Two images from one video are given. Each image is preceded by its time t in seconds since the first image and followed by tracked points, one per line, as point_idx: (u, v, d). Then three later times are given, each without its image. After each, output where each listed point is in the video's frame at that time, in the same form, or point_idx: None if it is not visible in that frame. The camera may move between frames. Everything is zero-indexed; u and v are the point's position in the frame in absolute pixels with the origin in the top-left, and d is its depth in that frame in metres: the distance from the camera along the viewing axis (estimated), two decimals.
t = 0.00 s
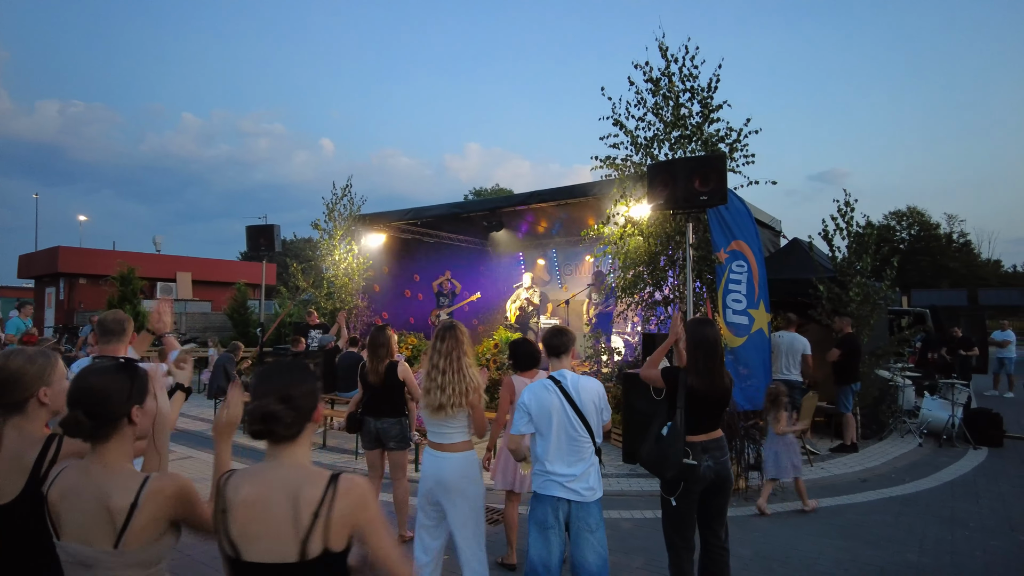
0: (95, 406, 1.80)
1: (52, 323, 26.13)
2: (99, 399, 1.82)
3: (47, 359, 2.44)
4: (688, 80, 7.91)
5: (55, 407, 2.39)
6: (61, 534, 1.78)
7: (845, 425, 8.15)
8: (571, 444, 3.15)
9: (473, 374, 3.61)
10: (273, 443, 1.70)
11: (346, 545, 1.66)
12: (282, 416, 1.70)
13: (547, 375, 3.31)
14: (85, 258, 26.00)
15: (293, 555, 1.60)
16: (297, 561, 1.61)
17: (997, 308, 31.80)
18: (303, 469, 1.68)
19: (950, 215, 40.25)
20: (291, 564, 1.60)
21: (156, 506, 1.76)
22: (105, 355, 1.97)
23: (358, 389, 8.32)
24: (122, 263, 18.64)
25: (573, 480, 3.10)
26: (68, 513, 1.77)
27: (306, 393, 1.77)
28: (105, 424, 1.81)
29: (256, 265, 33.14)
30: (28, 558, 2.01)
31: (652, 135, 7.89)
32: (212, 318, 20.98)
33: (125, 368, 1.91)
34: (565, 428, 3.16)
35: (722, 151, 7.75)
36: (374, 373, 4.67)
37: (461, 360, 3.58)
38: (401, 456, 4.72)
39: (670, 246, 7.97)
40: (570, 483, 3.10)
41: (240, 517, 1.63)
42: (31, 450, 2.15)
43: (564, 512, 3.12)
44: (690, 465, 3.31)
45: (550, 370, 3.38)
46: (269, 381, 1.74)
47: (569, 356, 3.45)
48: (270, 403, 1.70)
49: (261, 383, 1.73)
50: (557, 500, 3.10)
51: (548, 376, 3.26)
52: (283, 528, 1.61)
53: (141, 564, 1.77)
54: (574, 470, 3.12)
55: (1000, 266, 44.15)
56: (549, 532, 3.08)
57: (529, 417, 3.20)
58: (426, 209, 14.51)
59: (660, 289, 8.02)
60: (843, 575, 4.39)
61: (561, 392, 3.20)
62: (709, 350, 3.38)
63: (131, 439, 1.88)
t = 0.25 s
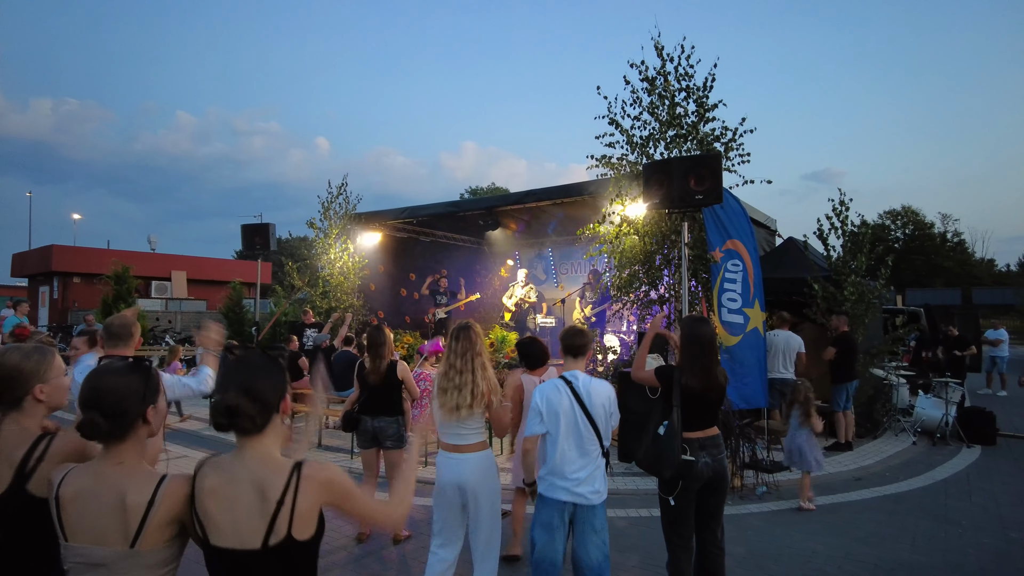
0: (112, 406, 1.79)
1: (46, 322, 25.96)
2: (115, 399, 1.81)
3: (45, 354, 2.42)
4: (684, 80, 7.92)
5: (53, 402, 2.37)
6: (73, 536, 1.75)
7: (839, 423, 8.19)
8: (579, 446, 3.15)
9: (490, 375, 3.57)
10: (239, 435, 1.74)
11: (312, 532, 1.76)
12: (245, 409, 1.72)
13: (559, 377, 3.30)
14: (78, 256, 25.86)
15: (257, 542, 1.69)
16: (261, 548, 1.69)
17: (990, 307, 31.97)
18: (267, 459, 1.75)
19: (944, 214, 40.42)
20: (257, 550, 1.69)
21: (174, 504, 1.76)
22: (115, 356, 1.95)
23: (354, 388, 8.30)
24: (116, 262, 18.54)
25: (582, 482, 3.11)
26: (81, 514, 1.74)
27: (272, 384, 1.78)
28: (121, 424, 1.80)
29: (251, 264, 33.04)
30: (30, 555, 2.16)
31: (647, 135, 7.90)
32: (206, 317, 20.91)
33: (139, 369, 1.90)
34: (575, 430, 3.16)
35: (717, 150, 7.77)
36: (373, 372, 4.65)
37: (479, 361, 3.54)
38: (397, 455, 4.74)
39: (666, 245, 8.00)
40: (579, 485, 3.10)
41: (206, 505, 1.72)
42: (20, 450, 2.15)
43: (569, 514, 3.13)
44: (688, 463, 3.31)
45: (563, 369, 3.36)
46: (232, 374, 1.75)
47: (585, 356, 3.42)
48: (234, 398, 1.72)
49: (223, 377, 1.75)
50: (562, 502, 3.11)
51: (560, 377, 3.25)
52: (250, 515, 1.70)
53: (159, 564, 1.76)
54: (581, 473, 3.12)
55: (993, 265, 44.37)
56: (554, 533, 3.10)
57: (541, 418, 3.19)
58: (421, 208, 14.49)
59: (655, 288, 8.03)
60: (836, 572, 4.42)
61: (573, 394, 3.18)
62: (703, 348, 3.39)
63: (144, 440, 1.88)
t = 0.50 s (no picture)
0: (96, 405, 1.78)
1: (40, 321, 25.87)
2: (99, 398, 1.79)
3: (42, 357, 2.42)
4: (680, 79, 7.93)
5: (35, 407, 2.34)
6: (58, 535, 1.74)
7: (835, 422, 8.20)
8: (586, 443, 3.15)
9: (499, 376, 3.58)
10: (226, 430, 1.72)
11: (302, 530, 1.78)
12: (237, 403, 1.72)
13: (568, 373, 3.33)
14: (74, 255, 25.77)
15: (251, 545, 1.69)
16: (256, 549, 1.69)
17: (985, 306, 32.10)
18: (255, 464, 1.73)
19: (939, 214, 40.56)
20: (250, 554, 1.69)
21: (159, 499, 1.76)
22: (104, 354, 1.94)
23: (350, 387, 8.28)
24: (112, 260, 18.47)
25: (587, 478, 3.10)
26: (67, 513, 1.74)
27: (264, 379, 1.79)
28: (105, 422, 1.79)
29: (247, 263, 32.96)
30: None
31: (644, 134, 7.90)
32: (202, 316, 20.84)
33: (126, 368, 1.88)
34: (582, 426, 3.16)
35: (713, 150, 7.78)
36: (375, 370, 4.67)
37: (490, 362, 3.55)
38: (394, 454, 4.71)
39: (662, 244, 8.01)
40: (583, 482, 3.09)
41: (194, 511, 1.69)
42: None
43: (574, 512, 3.11)
44: (685, 463, 3.32)
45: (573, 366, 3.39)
46: (222, 371, 1.75)
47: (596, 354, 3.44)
48: (227, 391, 1.72)
49: (217, 370, 1.75)
50: (567, 499, 3.10)
51: (568, 373, 3.28)
52: (241, 520, 1.68)
53: (145, 560, 1.76)
54: (585, 471, 3.11)
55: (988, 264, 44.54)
56: (559, 531, 3.07)
57: (548, 412, 3.19)
58: (418, 207, 14.47)
59: (652, 287, 8.03)
60: (831, 571, 4.43)
61: (581, 390, 3.21)
62: (698, 349, 3.41)
63: (126, 440, 1.85)
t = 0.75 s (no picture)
0: (74, 401, 1.79)
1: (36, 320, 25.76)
2: (79, 393, 1.81)
3: (33, 356, 2.41)
4: (677, 78, 7.94)
5: (17, 407, 2.31)
6: (38, 530, 1.74)
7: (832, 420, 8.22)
8: (588, 446, 3.14)
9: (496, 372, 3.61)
10: (221, 427, 1.71)
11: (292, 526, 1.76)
12: (247, 398, 1.72)
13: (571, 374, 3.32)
14: (69, 254, 25.66)
15: (242, 541, 1.66)
16: (247, 545, 1.67)
17: (980, 305, 32.25)
18: (245, 460, 1.72)
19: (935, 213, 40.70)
20: (239, 550, 1.66)
21: (132, 497, 1.73)
22: (84, 352, 1.95)
23: (346, 386, 8.27)
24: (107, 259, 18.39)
25: (589, 481, 3.10)
26: (46, 509, 1.73)
27: (259, 376, 1.78)
28: (83, 419, 1.79)
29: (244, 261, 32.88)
30: None
31: (640, 133, 7.91)
32: (198, 314, 20.78)
33: (105, 364, 1.89)
34: (585, 427, 3.15)
35: (710, 149, 7.79)
36: (375, 369, 4.67)
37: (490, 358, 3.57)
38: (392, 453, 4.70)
39: (659, 243, 8.01)
40: (585, 485, 3.09)
41: (183, 510, 1.67)
42: None
43: (571, 512, 3.13)
44: (681, 462, 3.32)
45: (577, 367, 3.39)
46: (216, 372, 1.71)
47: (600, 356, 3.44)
48: (235, 390, 1.70)
49: (206, 370, 1.70)
50: (565, 501, 3.10)
51: (572, 373, 3.29)
52: (231, 516, 1.66)
53: (122, 556, 1.74)
54: (584, 475, 3.10)
55: (984, 263, 44.72)
56: (555, 529, 3.10)
57: (553, 412, 3.18)
58: (415, 206, 14.46)
59: (648, 286, 8.04)
60: (827, 569, 4.44)
61: (585, 391, 3.20)
62: (693, 347, 3.41)
63: (107, 436, 1.86)
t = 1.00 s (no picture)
0: (69, 399, 1.80)
1: (31, 319, 25.69)
2: (74, 392, 1.82)
3: (19, 356, 2.37)
4: (674, 77, 7.95)
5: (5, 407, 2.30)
6: (25, 532, 1.73)
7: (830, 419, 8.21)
8: (584, 442, 3.15)
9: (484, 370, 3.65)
10: (236, 427, 1.66)
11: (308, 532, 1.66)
12: (266, 405, 1.73)
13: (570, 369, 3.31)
14: (64, 253, 25.57)
15: (256, 547, 1.57)
16: (261, 552, 1.58)
17: (976, 304, 32.41)
18: (259, 461, 1.65)
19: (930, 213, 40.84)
20: (253, 556, 1.57)
21: (114, 503, 1.70)
22: (82, 353, 1.98)
23: (343, 385, 8.26)
24: (103, 258, 18.35)
25: (583, 478, 3.11)
26: (33, 510, 1.73)
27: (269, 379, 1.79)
28: (76, 418, 1.79)
29: (240, 260, 32.81)
30: None
31: (638, 132, 7.92)
32: (195, 313, 20.74)
33: (100, 365, 1.92)
34: (580, 424, 3.15)
35: (707, 148, 7.80)
36: (374, 369, 4.64)
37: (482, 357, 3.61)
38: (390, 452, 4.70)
39: (656, 242, 8.02)
40: (579, 481, 3.10)
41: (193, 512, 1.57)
42: None
43: (568, 509, 3.11)
44: (678, 462, 3.33)
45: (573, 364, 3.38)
46: (224, 373, 1.69)
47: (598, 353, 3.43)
48: (258, 394, 1.71)
49: (206, 375, 1.68)
50: (561, 497, 3.10)
51: (571, 369, 3.27)
52: (245, 519, 1.57)
53: (103, 564, 1.71)
54: (581, 470, 3.11)
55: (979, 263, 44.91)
56: (551, 529, 3.08)
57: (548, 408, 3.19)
58: (412, 205, 14.45)
59: (645, 285, 8.05)
60: (824, 567, 4.46)
61: (583, 388, 3.19)
62: (690, 346, 3.40)
63: (99, 437, 1.87)
